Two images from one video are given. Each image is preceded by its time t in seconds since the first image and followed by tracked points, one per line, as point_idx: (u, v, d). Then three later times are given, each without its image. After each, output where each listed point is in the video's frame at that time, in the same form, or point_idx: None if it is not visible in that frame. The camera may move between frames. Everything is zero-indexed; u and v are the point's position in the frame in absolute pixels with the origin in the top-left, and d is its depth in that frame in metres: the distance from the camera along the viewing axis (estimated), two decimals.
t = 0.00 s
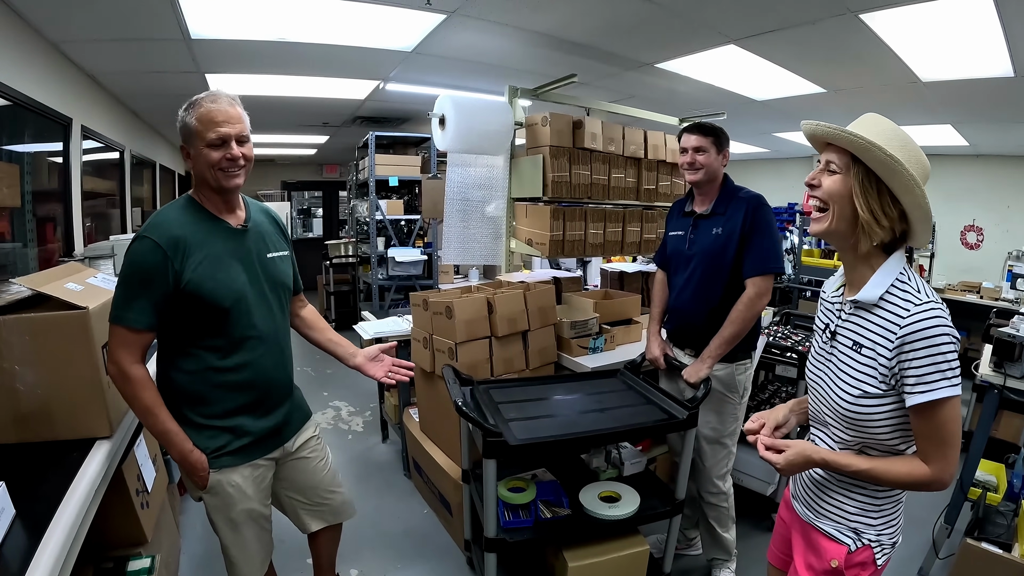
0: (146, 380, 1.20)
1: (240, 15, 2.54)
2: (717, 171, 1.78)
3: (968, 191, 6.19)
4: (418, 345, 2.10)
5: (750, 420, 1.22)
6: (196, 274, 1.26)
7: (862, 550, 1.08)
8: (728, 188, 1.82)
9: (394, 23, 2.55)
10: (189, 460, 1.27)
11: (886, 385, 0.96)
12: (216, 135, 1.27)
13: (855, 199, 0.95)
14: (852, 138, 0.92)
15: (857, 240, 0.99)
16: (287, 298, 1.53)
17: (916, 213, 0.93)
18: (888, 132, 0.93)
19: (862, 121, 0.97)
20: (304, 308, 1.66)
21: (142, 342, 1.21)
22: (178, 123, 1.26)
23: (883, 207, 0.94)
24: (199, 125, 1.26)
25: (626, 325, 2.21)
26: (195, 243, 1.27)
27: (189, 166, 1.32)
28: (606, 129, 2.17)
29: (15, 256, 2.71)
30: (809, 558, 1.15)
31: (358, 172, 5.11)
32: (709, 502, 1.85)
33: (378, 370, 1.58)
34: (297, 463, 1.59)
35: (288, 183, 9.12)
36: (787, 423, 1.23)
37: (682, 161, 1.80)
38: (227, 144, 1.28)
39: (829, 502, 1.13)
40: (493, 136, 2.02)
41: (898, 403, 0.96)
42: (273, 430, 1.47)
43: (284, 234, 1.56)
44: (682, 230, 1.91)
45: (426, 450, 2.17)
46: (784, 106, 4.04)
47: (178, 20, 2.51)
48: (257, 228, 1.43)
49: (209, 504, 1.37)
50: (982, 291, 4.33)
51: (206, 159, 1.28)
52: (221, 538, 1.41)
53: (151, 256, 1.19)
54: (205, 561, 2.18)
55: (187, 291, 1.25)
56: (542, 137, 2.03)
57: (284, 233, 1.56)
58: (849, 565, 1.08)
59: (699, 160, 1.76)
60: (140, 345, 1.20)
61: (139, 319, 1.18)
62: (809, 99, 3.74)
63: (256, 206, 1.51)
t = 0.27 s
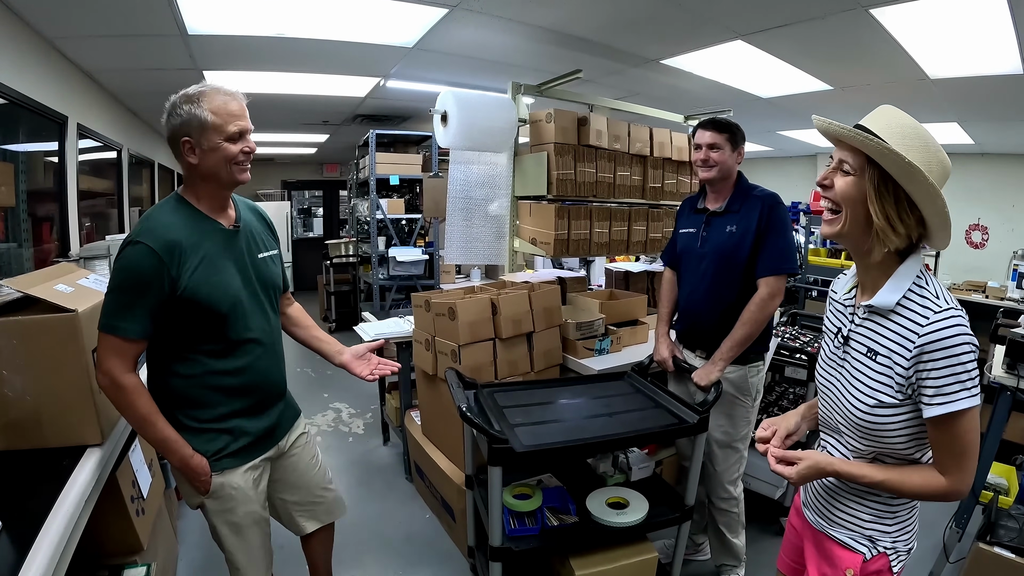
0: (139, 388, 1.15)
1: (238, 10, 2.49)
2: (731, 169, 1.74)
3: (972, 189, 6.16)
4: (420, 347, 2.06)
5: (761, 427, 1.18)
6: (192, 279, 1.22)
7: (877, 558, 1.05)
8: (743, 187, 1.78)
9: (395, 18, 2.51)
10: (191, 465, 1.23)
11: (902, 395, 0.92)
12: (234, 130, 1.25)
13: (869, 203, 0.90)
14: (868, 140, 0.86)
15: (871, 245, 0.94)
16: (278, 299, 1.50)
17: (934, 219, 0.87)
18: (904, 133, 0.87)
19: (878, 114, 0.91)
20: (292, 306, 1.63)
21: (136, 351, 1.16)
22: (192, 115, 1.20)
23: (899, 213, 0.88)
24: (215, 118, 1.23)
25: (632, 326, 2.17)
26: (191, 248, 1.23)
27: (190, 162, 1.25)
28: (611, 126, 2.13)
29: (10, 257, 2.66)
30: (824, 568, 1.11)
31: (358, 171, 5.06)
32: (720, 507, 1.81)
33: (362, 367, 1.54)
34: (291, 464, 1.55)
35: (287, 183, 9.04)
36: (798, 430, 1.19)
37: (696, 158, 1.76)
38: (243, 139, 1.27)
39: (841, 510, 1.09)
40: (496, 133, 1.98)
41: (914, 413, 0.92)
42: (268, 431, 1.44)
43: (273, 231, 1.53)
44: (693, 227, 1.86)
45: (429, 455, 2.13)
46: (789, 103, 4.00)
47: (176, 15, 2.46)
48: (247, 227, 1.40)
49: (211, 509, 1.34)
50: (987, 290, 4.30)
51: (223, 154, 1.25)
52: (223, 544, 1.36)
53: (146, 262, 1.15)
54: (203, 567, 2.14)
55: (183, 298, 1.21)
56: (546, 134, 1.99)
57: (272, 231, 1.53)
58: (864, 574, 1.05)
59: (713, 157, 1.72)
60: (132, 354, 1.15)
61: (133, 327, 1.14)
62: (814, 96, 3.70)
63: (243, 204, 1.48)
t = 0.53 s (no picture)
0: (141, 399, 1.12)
1: (233, 10, 2.45)
2: (737, 171, 1.74)
3: (970, 190, 6.16)
4: (417, 353, 2.03)
5: (763, 431, 1.14)
6: (192, 286, 1.21)
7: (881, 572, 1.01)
8: (748, 191, 1.76)
9: (391, 18, 2.47)
10: (193, 471, 1.22)
11: (909, 401, 0.88)
12: (230, 137, 1.24)
13: (874, 205, 0.87)
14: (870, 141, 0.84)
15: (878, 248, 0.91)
16: (259, 303, 1.50)
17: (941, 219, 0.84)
18: (909, 133, 0.84)
19: (879, 114, 0.89)
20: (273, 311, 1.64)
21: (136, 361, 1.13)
22: (191, 120, 1.17)
23: (906, 214, 0.85)
24: (213, 124, 1.21)
25: (632, 330, 2.14)
26: (188, 255, 1.20)
27: (182, 167, 1.22)
28: (611, 128, 2.10)
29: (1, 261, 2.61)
30: None
31: (354, 173, 5.03)
32: (721, 515, 1.80)
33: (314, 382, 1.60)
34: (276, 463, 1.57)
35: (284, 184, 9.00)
36: (800, 437, 1.14)
37: (700, 159, 1.78)
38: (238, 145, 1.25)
39: (844, 520, 1.06)
40: (493, 135, 1.95)
41: (921, 420, 0.88)
42: (259, 432, 1.44)
43: (251, 234, 1.52)
44: (698, 230, 1.85)
45: (426, 461, 2.10)
46: (788, 104, 3.99)
47: (170, 16, 2.42)
48: (234, 232, 1.40)
49: (211, 513, 1.32)
50: (987, 291, 4.28)
51: (218, 161, 1.23)
52: (225, 549, 1.35)
53: (148, 272, 1.12)
54: None
55: (184, 305, 1.20)
56: (545, 136, 1.96)
57: (251, 233, 1.52)
58: None
59: (717, 159, 1.73)
60: (132, 365, 1.12)
61: (135, 337, 1.11)
62: (814, 97, 3.68)
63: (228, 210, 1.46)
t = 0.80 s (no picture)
0: (130, 400, 1.12)
1: (220, 12, 2.43)
2: (724, 176, 1.75)
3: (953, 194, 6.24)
4: (404, 358, 2.02)
5: (749, 435, 1.12)
6: (178, 292, 1.21)
7: None
8: (739, 197, 1.78)
9: (379, 21, 2.47)
10: (184, 468, 1.21)
11: (901, 401, 0.88)
12: (205, 152, 1.24)
13: (867, 204, 0.89)
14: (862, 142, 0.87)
15: (872, 248, 0.91)
16: (236, 307, 1.50)
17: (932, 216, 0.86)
18: (899, 134, 0.87)
19: (872, 121, 0.91)
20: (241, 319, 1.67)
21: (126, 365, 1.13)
22: (164, 139, 1.18)
23: (897, 211, 0.87)
24: (186, 142, 1.22)
25: (619, 334, 2.15)
26: (173, 261, 1.21)
27: (161, 183, 1.23)
28: (598, 132, 2.10)
29: None
30: None
31: (342, 176, 5.01)
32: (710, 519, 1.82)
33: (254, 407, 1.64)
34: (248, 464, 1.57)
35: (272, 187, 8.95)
36: (787, 440, 1.13)
37: (687, 165, 1.79)
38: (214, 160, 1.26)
39: (833, 530, 1.06)
40: (481, 139, 1.94)
41: (914, 421, 0.87)
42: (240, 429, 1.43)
43: (228, 242, 1.52)
44: (689, 236, 1.86)
45: (414, 467, 2.09)
46: (775, 109, 4.02)
47: (157, 17, 2.39)
48: (213, 241, 1.41)
49: (202, 508, 1.30)
50: (973, 294, 4.35)
51: (195, 176, 1.24)
52: (218, 548, 1.33)
53: (136, 278, 1.12)
54: None
55: (170, 312, 1.19)
56: (532, 140, 1.96)
57: (228, 241, 1.52)
58: None
59: (704, 165, 1.74)
60: (123, 368, 1.12)
61: (125, 342, 1.11)
62: (801, 102, 3.71)
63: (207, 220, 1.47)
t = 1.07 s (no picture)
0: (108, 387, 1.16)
1: (200, 16, 2.43)
2: (703, 179, 1.77)
3: (928, 197, 6.37)
4: (383, 361, 2.03)
5: (725, 438, 1.16)
6: (150, 286, 1.25)
7: None
8: (720, 201, 1.81)
9: (359, 27, 2.49)
10: (155, 457, 1.25)
11: (870, 400, 0.90)
12: (172, 161, 1.27)
13: (818, 204, 0.94)
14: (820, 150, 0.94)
15: (834, 248, 0.96)
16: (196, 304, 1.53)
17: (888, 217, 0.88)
18: (857, 139, 0.92)
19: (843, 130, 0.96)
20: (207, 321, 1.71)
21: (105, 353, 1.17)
22: (134, 148, 1.21)
23: (846, 211, 0.91)
24: (153, 150, 1.24)
25: (595, 337, 2.18)
26: (145, 255, 1.24)
27: (129, 187, 1.26)
28: (574, 137, 2.13)
29: None
30: None
31: (323, 179, 5.01)
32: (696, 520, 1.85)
33: (242, 392, 1.64)
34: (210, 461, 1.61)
35: (253, 190, 8.89)
36: (763, 446, 1.18)
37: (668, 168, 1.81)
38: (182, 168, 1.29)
39: (799, 528, 1.10)
40: (459, 145, 1.96)
41: (881, 421, 0.89)
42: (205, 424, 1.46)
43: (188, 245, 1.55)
44: (668, 240, 1.87)
45: (393, 469, 2.10)
46: (753, 114, 4.08)
47: (137, 21, 2.39)
48: (176, 243, 1.45)
49: (171, 496, 1.35)
50: (948, 295, 4.48)
51: (160, 184, 1.27)
52: (186, 536, 1.39)
53: (113, 271, 1.15)
54: None
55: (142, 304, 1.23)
56: (509, 146, 1.98)
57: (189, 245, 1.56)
58: None
59: (682, 169, 1.77)
60: (103, 356, 1.16)
61: (104, 331, 1.15)
62: (778, 107, 3.78)
63: (172, 229, 1.51)
